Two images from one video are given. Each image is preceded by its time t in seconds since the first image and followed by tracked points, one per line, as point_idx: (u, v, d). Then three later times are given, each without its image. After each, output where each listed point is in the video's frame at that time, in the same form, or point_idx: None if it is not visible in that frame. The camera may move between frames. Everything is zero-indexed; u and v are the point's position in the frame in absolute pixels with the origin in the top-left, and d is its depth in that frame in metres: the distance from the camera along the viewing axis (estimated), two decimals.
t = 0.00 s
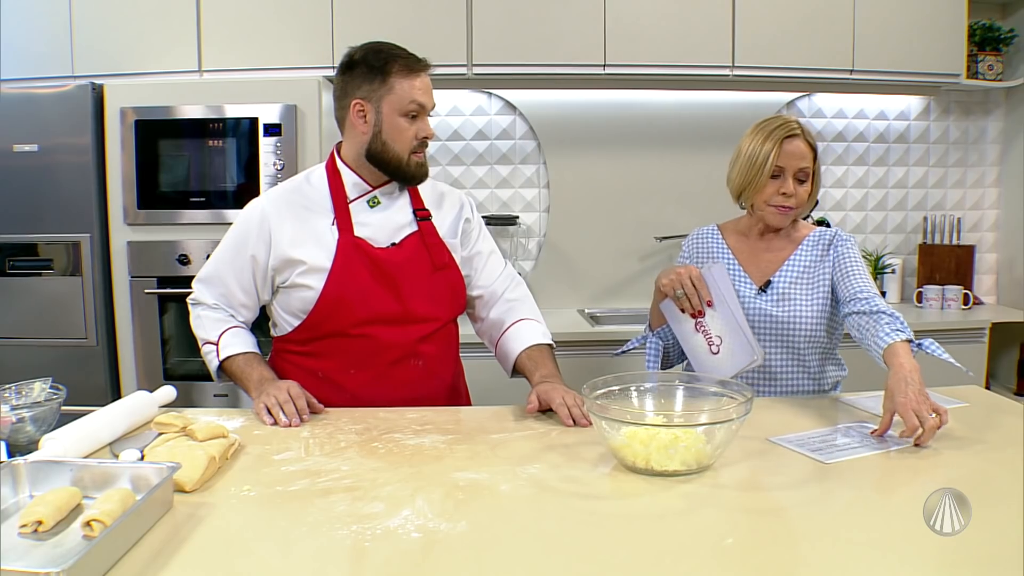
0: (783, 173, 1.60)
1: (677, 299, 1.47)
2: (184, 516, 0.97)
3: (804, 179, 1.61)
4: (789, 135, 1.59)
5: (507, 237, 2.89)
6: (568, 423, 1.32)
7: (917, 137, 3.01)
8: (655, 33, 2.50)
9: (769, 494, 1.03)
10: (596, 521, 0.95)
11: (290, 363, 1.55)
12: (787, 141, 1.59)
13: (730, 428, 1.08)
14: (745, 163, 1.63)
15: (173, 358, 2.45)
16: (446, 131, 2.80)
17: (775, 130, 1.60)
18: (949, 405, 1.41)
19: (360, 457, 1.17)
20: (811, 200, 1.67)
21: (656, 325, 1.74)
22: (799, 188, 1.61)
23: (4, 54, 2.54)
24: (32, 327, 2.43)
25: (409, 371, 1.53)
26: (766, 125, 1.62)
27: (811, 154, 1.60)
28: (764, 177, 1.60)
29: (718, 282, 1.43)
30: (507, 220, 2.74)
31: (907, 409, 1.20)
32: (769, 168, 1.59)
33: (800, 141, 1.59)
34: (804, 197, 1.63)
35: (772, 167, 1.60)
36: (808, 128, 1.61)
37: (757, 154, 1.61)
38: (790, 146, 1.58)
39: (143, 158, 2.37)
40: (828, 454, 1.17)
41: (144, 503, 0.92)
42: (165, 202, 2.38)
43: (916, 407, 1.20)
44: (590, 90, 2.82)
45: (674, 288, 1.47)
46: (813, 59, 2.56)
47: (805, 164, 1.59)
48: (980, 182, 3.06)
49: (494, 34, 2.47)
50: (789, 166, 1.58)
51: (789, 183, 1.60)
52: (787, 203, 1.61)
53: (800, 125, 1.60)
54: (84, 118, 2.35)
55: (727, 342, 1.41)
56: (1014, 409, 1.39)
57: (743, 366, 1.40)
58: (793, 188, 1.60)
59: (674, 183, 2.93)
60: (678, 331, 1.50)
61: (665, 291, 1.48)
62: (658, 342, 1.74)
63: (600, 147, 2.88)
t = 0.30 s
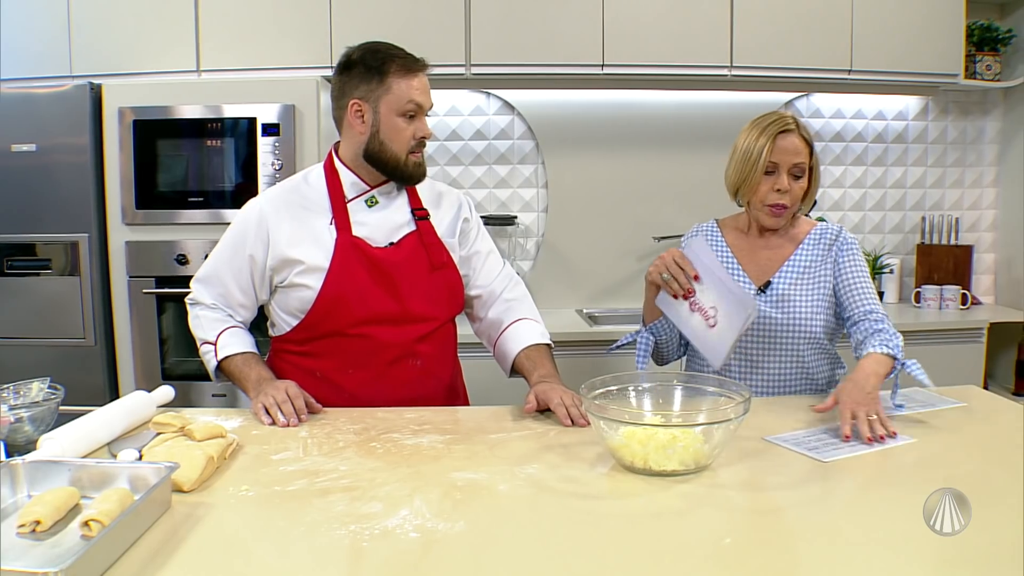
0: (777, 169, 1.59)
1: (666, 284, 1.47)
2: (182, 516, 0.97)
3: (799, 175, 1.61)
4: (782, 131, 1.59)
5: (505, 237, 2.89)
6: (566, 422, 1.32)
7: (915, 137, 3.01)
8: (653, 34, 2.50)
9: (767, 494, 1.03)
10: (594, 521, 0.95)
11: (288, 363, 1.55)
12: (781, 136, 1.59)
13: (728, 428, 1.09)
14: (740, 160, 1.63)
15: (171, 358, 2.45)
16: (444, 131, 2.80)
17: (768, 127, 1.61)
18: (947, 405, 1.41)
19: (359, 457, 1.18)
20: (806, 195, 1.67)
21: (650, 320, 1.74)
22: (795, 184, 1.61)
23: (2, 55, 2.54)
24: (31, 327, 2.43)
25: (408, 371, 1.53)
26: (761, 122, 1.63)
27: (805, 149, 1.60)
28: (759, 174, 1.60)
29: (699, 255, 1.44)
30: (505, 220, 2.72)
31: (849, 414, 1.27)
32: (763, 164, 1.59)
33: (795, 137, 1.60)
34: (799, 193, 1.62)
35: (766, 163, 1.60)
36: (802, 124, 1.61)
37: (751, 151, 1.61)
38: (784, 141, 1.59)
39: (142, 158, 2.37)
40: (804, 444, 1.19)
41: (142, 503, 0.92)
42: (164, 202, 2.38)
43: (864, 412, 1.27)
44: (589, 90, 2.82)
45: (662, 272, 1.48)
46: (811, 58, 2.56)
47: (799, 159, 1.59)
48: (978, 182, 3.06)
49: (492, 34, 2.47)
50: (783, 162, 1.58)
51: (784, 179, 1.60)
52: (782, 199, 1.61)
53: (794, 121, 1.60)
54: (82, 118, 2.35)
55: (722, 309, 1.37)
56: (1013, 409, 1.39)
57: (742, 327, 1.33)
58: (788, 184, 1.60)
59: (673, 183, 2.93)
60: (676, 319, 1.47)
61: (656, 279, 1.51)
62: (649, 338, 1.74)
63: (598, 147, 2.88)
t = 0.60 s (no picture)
0: (745, 174, 1.62)
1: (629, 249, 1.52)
2: (174, 516, 0.97)
3: (771, 172, 1.61)
4: (740, 136, 1.62)
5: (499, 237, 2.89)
6: (559, 422, 1.32)
7: (908, 137, 3.01)
8: (646, 34, 2.50)
9: (759, 493, 1.03)
10: (587, 520, 0.95)
11: (281, 362, 1.55)
12: (739, 141, 1.62)
13: (720, 427, 1.09)
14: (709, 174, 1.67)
15: (165, 358, 2.45)
16: (438, 130, 2.80)
17: (729, 135, 1.64)
18: (940, 404, 1.42)
19: (351, 456, 1.17)
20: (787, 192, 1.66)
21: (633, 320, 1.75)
22: (768, 183, 1.62)
23: None
24: (25, 327, 2.42)
25: (401, 370, 1.53)
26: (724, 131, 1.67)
27: (769, 147, 1.61)
28: (727, 183, 1.64)
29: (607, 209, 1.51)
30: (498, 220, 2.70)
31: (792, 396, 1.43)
32: (727, 171, 1.63)
33: (754, 138, 1.62)
34: (777, 190, 1.62)
35: (732, 171, 1.63)
36: (762, 123, 1.63)
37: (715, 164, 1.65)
38: (743, 145, 1.61)
39: (135, 158, 2.37)
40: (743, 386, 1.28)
41: (135, 503, 0.92)
42: (157, 202, 2.38)
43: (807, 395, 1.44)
44: (583, 90, 2.82)
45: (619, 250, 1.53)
46: (804, 57, 2.56)
47: (762, 158, 1.60)
48: (971, 181, 3.07)
49: (485, 33, 2.47)
50: (748, 166, 1.60)
51: (754, 182, 1.61)
52: (759, 201, 1.61)
53: (752, 121, 1.62)
54: (75, 117, 2.34)
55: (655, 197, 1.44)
56: (1005, 408, 1.39)
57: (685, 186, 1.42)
58: (760, 185, 1.61)
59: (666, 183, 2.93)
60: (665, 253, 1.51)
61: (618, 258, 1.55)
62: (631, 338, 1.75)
63: (592, 146, 2.88)
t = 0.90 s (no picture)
0: (730, 178, 1.63)
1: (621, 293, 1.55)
2: (167, 516, 0.97)
3: (756, 175, 1.62)
4: (722, 141, 1.63)
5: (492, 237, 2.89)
6: (552, 422, 1.32)
7: (901, 137, 3.02)
8: (639, 34, 2.51)
9: (752, 493, 1.03)
10: (580, 520, 0.95)
11: (275, 363, 1.55)
12: (722, 146, 1.63)
13: (713, 428, 1.09)
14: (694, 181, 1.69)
15: (158, 358, 2.44)
16: (431, 130, 2.80)
17: (711, 140, 1.66)
18: (933, 404, 1.42)
19: (344, 457, 1.17)
20: (776, 190, 1.66)
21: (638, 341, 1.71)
22: (754, 185, 1.62)
23: None
24: (18, 328, 2.42)
25: (394, 371, 1.53)
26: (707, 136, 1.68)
27: (751, 149, 1.62)
28: (712, 189, 1.65)
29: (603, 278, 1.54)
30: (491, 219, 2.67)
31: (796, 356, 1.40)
32: (712, 177, 1.64)
33: (736, 142, 1.62)
34: (764, 190, 1.62)
35: (716, 177, 1.64)
36: (743, 126, 1.63)
37: (700, 172, 1.67)
38: (725, 150, 1.62)
39: (128, 158, 2.36)
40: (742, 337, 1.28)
41: (127, 503, 0.92)
42: (150, 202, 2.38)
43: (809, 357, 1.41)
44: (576, 90, 2.82)
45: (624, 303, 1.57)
46: (796, 57, 2.56)
47: (746, 161, 1.61)
48: (964, 181, 3.07)
49: (478, 33, 2.47)
50: (731, 171, 1.61)
51: (739, 185, 1.61)
52: (747, 203, 1.62)
53: (733, 126, 1.63)
54: (68, 117, 2.34)
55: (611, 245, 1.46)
56: (998, 408, 1.39)
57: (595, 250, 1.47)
58: (746, 187, 1.61)
59: (660, 183, 2.93)
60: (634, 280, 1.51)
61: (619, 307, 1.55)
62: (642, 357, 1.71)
63: (586, 146, 2.88)
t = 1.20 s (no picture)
0: (730, 169, 1.63)
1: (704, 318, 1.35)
2: (162, 516, 0.97)
3: (757, 167, 1.63)
4: (725, 133, 1.65)
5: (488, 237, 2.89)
6: (547, 422, 1.32)
7: (896, 137, 3.02)
8: (635, 34, 2.51)
9: (746, 493, 1.03)
10: (574, 520, 0.96)
11: (270, 363, 1.55)
12: (724, 138, 1.64)
13: (707, 427, 1.09)
14: (694, 173, 1.69)
15: (154, 359, 2.45)
16: (426, 130, 2.80)
17: (713, 134, 1.67)
18: (928, 404, 1.42)
19: (339, 457, 1.17)
20: (773, 188, 1.67)
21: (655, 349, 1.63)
22: (755, 176, 1.62)
23: None
24: (14, 328, 2.42)
25: (390, 371, 1.53)
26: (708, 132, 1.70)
27: (752, 142, 1.63)
28: (713, 178, 1.65)
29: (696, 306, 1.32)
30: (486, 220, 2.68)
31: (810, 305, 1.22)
32: (713, 166, 1.64)
33: (738, 134, 1.64)
34: (764, 182, 1.63)
35: (718, 167, 1.65)
36: (746, 121, 1.65)
37: (701, 163, 1.67)
38: (728, 141, 1.63)
39: (123, 158, 2.36)
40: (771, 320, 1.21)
41: (122, 503, 0.91)
42: (145, 202, 2.38)
43: (823, 308, 1.24)
44: (572, 90, 2.82)
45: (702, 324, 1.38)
46: (792, 57, 2.56)
47: (748, 152, 1.62)
48: (959, 181, 3.08)
49: (474, 33, 2.47)
50: (733, 161, 1.62)
51: (740, 175, 1.62)
52: (746, 193, 1.62)
53: (736, 120, 1.65)
54: (63, 117, 2.33)
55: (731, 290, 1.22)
56: (991, 407, 1.40)
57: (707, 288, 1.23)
58: (746, 178, 1.62)
59: (656, 183, 2.93)
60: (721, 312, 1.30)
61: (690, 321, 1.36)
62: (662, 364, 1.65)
63: (582, 146, 2.88)
